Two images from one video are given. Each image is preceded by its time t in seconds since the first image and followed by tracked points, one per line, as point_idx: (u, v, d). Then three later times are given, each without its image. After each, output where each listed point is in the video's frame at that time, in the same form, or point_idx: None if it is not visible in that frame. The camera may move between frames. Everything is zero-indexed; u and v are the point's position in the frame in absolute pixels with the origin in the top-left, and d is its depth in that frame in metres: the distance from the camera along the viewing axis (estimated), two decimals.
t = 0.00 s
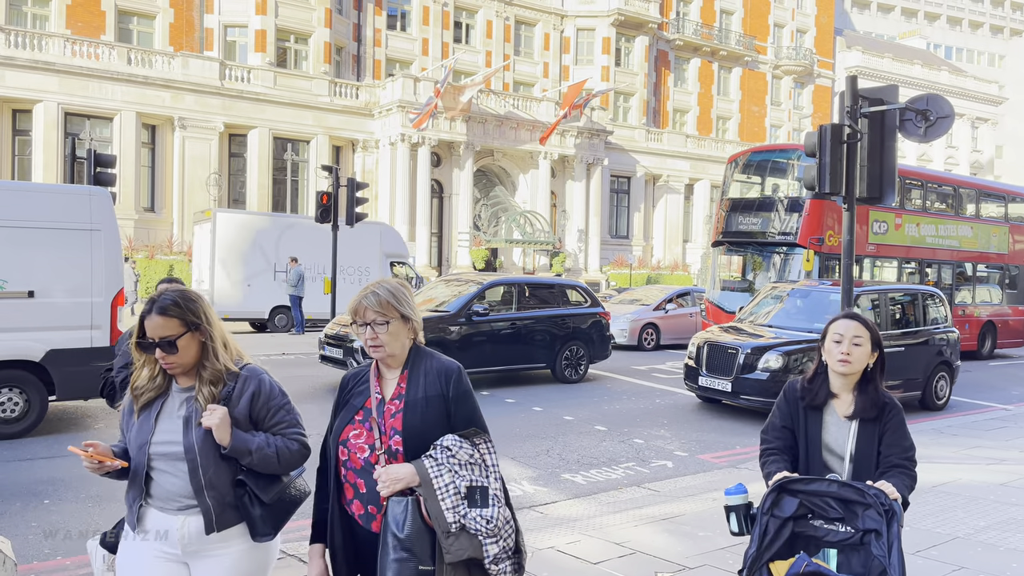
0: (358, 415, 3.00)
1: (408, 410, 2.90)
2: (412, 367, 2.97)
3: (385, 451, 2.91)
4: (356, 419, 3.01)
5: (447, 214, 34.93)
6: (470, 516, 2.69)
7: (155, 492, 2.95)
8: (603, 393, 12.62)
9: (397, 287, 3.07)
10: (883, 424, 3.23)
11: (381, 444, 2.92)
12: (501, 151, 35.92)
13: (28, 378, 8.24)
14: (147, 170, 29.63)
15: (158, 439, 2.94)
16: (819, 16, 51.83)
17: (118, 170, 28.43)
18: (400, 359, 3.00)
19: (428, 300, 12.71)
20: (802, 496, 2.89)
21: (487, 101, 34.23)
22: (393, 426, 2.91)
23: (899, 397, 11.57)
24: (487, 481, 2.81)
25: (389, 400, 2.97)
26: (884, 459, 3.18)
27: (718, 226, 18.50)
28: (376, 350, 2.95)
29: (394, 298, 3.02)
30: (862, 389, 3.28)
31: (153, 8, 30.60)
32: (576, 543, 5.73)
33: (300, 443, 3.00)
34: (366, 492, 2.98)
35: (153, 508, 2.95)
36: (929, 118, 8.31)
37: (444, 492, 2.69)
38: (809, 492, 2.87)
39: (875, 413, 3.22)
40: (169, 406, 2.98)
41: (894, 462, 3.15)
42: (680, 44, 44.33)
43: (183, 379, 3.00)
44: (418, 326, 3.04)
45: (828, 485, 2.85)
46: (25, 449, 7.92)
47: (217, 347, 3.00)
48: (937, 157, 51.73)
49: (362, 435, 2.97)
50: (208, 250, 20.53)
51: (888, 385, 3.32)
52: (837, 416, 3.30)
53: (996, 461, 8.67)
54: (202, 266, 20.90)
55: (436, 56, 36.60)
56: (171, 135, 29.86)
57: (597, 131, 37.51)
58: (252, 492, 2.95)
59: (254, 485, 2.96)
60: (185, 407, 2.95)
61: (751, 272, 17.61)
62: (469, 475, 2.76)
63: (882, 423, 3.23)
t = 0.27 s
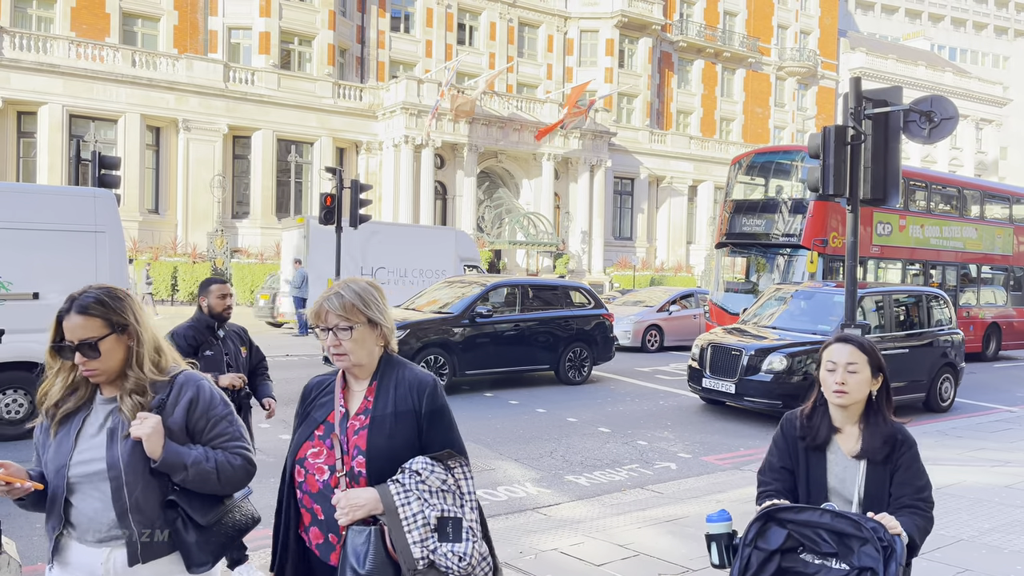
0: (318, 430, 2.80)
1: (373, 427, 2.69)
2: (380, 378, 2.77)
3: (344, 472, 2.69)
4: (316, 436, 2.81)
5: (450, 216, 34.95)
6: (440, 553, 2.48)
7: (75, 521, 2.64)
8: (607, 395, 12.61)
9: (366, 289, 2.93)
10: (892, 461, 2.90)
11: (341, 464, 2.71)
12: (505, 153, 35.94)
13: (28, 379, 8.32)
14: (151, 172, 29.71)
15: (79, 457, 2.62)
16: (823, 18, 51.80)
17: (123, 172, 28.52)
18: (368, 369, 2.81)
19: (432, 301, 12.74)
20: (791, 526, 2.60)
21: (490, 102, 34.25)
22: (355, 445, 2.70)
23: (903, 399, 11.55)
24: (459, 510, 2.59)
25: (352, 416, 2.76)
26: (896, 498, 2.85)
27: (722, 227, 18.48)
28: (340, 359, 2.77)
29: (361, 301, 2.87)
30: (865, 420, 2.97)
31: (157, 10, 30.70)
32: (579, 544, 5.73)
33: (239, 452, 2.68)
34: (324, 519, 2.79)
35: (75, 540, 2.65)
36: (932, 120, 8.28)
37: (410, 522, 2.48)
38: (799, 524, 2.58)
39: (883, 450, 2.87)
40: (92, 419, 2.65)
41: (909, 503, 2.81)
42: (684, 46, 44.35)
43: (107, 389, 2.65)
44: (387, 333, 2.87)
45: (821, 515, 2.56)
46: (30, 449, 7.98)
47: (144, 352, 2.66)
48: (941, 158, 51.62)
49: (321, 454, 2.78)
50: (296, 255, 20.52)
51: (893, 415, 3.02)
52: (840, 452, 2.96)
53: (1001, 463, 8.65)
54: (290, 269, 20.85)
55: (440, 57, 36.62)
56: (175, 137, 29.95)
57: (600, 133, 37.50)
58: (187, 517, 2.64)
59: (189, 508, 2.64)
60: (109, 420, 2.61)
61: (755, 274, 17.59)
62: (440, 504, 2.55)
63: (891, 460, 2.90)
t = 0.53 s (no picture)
0: (256, 451, 2.56)
1: (309, 451, 2.43)
2: (324, 394, 2.50)
3: (278, 501, 2.45)
4: (252, 457, 2.56)
5: (452, 217, 34.99)
6: None
7: None
8: (609, 396, 12.61)
9: (310, 291, 2.66)
10: (882, 464, 2.65)
11: (276, 493, 2.46)
12: (507, 155, 35.95)
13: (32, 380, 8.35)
14: (154, 174, 29.76)
15: None
16: (825, 19, 51.80)
17: (126, 173, 28.58)
18: (311, 382, 2.56)
19: (434, 302, 12.75)
20: (755, 561, 2.31)
21: (492, 104, 34.31)
22: (290, 470, 2.45)
23: (905, 401, 11.53)
24: (396, 555, 2.37)
25: (291, 435, 2.50)
26: (887, 500, 2.61)
27: (724, 228, 18.46)
28: (279, 371, 2.54)
29: (299, 305, 2.60)
30: (852, 418, 2.72)
31: (161, 13, 30.76)
32: (581, 546, 5.73)
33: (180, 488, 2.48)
34: (256, 553, 2.51)
35: None
36: (935, 121, 8.26)
37: (339, 566, 2.30)
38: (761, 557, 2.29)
39: (869, 449, 2.64)
40: (10, 435, 2.42)
41: (900, 512, 2.57)
42: (686, 47, 44.41)
43: (30, 401, 2.43)
44: (332, 340, 2.61)
45: (788, 548, 2.26)
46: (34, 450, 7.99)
47: (69, 361, 2.44)
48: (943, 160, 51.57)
49: (256, 478, 2.52)
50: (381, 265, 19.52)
51: (888, 414, 2.77)
52: (823, 454, 2.73)
53: (1005, 465, 8.62)
54: (374, 278, 19.75)
55: (442, 59, 36.65)
56: (177, 139, 30.00)
57: (602, 134, 37.52)
58: (119, 546, 2.43)
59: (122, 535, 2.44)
60: (31, 438, 2.40)
61: (757, 275, 17.58)
62: (372, 546, 2.33)
63: (880, 459, 2.66)
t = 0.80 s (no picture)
0: (154, 472, 2.40)
1: (205, 470, 2.24)
2: (225, 409, 2.32)
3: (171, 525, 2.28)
4: (149, 480, 2.41)
5: (454, 218, 35.00)
6: None
7: None
8: (610, 398, 12.61)
9: (212, 291, 2.46)
10: (863, 514, 2.43)
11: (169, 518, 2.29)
12: (508, 156, 35.95)
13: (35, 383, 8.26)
14: (155, 176, 29.78)
15: None
16: (826, 21, 51.83)
17: (127, 175, 28.60)
18: (214, 394, 2.38)
19: (436, 304, 12.75)
20: None
21: (493, 106, 34.32)
22: (182, 492, 2.26)
23: (907, 402, 11.53)
24: None
25: (191, 452, 2.33)
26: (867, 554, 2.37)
27: (725, 230, 18.45)
28: (177, 381, 2.37)
29: (198, 306, 2.40)
30: (831, 460, 2.51)
31: (162, 14, 30.77)
32: (582, 548, 5.73)
33: (98, 551, 2.36)
34: None
35: None
36: (936, 122, 8.26)
37: None
38: None
39: (845, 497, 2.42)
40: None
41: (879, 573, 2.35)
42: (687, 49, 44.43)
43: None
44: (236, 345, 2.41)
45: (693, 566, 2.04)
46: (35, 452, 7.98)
47: None
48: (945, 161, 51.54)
49: (151, 501, 2.38)
50: (454, 266, 21.06)
51: (873, 457, 2.55)
52: (795, 499, 2.51)
53: (1006, 466, 8.62)
54: (446, 279, 21.34)
55: (444, 61, 36.67)
56: (179, 141, 30.02)
57: (604, 136, 37.55)
58: None
59: None
60: None
61: (758, 277, 17.58)
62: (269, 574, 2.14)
63: (859, 508, 2.43)
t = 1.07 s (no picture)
0: (39, 499, 2.07)
1: (88, 500, 1.93)
2: (118, 426, 2.01)
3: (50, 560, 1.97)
4: (34, 508, 2.07)
5: (455, 220, 35.02)
6: None
7: None
8: (611, 399, 12.60)
9: (112, 288, 2.11)
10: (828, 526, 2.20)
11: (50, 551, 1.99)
12: (509, 158, 35.96)
13: (37, 383, 8.33)
14: (158, 177, 29.83)
15: None
16: (827, 22, 51.83)
17: (129, 177, 28.64)
18: (108, 406, 2.06)
19: (437, 305, 12.74)
20: None
21: (495, 107, 34.32)
22: (63, 524, 1.94)
23: (909, 403, 11.52)
24: None
25: (78, 479, 2.01)
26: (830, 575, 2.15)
27: (727, 231, 18.45)
28: (63, 393, 2.04)
29: (91, 305, 2.06)
30: (798, 466, 2.28)
31: (164, 16, 30.82)
32: (584, 549, 5.72)
33: None
34: None
35: None
36: (938, 124, 8.27)
37: None
38: None
39: (814, 507, 2.19)
40: None
41: None
42: (688, 50, 44.42)
43: None
44: (136, 353, 2.07)
45: None
46: (37, 453, 7.98)
47: None
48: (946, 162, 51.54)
49: (33, 534, 2.05)
50: (520, 269, 22.18)
51: (848, 467, 2.32)
52: (757, 510, 2.27)
53: (1008, 468, 8.60)
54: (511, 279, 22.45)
55: (445, 62, 36.72)
56: (180, 142, 30.05)
57: (605, 137, 37.57)
58: None
59: None
60: None
61: (759, 278, 17.58)
62: None
63: (825, 521, 2.20)
